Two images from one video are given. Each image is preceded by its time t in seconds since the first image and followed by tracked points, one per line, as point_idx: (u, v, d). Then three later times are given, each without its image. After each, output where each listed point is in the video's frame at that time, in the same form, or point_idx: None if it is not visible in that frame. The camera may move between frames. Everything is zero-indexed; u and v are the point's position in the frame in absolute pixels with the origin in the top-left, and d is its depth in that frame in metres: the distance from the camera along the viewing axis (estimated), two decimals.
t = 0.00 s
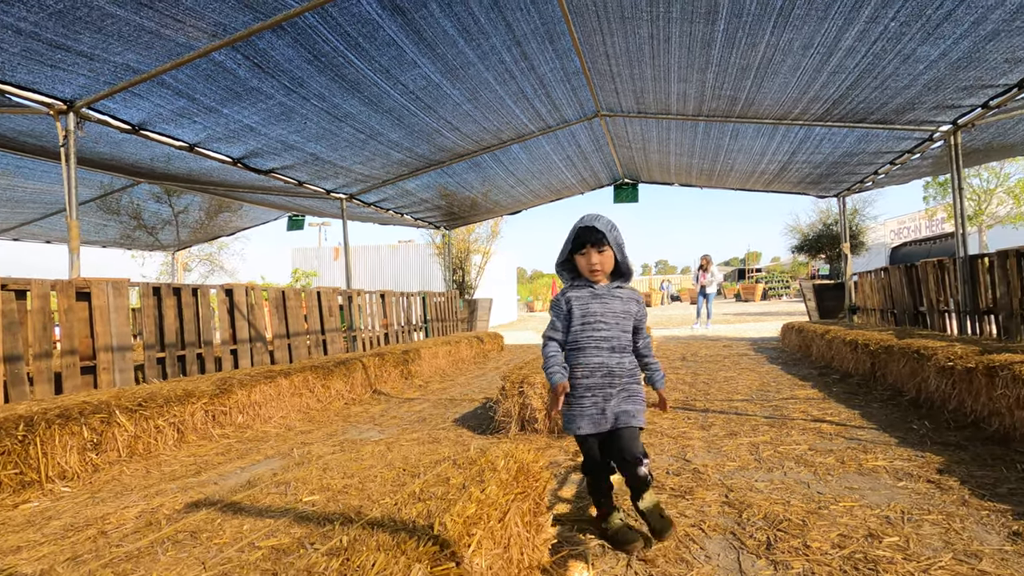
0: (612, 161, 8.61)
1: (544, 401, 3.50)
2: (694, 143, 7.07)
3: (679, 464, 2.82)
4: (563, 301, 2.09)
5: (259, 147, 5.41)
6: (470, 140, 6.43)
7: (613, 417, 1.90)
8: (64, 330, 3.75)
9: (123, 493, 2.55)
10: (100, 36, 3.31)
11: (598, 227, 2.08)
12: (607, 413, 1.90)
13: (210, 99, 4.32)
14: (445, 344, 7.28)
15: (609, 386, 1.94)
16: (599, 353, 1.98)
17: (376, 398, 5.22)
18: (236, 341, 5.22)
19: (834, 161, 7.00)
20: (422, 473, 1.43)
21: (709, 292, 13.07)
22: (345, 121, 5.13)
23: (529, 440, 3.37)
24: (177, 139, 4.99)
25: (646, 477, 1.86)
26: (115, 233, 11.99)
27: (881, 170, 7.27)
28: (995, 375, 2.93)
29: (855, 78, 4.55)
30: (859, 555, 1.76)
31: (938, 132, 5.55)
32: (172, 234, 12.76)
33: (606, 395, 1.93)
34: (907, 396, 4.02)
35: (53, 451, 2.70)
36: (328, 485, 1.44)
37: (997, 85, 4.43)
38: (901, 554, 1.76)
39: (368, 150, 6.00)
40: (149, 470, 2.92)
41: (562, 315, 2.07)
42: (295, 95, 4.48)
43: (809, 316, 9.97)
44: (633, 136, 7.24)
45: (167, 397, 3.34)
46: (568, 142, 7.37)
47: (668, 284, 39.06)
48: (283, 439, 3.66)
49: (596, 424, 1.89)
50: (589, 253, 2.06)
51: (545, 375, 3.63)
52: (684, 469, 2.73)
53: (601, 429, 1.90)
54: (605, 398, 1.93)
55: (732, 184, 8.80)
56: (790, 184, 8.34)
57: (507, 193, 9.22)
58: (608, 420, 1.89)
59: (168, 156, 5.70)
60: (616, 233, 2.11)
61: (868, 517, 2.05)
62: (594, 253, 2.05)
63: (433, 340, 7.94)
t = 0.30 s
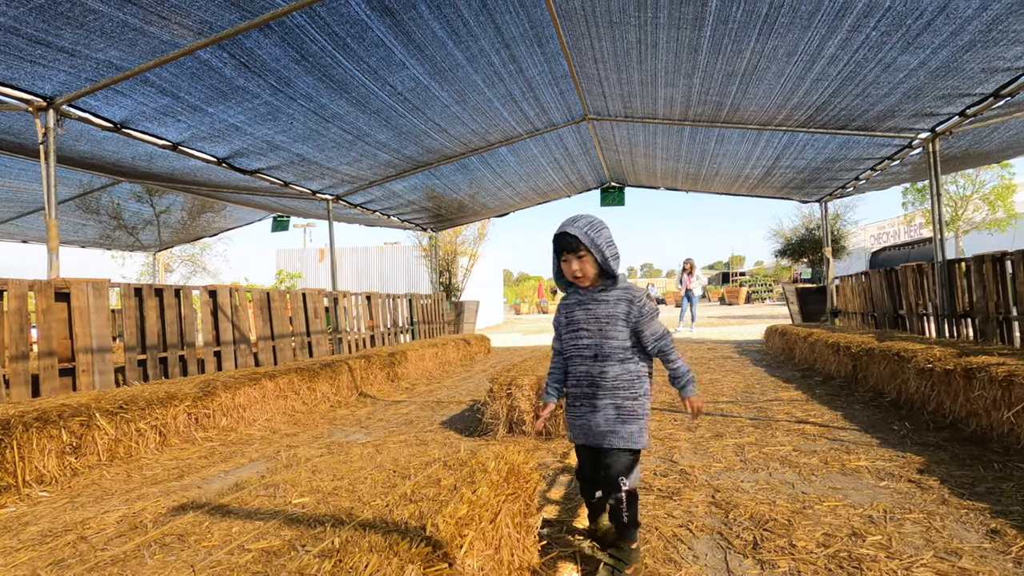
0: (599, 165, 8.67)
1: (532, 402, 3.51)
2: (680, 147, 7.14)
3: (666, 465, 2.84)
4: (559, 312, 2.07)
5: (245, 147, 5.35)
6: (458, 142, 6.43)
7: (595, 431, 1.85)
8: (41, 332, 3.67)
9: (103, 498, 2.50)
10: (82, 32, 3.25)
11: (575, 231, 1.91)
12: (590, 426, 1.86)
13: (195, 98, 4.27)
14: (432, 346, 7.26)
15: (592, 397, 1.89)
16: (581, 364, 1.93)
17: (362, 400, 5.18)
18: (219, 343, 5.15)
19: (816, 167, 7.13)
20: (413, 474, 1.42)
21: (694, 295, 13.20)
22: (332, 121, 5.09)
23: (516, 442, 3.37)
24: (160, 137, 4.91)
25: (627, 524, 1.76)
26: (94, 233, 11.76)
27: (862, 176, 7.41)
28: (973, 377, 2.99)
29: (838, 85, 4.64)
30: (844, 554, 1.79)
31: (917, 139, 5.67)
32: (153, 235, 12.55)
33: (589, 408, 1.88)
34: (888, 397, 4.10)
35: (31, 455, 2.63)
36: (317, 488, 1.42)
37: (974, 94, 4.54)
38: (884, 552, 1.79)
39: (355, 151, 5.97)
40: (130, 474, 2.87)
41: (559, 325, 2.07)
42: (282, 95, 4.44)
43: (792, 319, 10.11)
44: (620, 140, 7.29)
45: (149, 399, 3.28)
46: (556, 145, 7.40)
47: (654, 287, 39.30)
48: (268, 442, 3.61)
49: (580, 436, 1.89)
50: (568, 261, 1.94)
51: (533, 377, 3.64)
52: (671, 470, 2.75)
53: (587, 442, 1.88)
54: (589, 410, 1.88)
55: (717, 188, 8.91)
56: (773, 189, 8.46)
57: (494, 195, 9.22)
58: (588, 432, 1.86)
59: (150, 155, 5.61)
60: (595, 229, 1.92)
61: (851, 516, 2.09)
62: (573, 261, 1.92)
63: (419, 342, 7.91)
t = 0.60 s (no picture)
0: (590, 166, 8.69)
1: (523, 402, 3.50)
2: (671, 149, 7.17)
3: (657, 465, 2.84)
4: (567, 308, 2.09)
5: (234, 145, 5.30)
6: (450, 142, 6.42)
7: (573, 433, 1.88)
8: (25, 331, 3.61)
9: (86, 499, 2.46)
10: (68, 26, 3.21)
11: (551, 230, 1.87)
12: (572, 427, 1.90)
13: (183, 95, 4.22)
14: (423, 347, 7.23)
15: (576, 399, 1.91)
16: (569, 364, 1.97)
17: (352, 400, 5.14)
18: (207, 343, 5.09)
19: (805, 169, 7.19)
20: (404, 473, 1.41)
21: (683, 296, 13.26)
22: (322, 119, 5.06)
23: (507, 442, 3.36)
24: (147, 134, 4.85)
25: (614, 532, 1.75)
26: (80, 231, 11.60)
27: (850, 178, 7.47)
28: (958, 377, 3.02)
29: (827, 88, 4.68)
30: (833, 551, 1.80)
31: (904, 142, 5.73)
32: (140, 234, 12.41)
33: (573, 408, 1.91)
34: (875, 397, 4.14)
35: (12, 456, 2.58)
36: (305, 486, 1.41)
37: (960, 98, 4.60)
38: (872, 549, 1.81)
39: (345, 150, 5.94)
40: (114, 475, 2.82)
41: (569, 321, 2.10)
42: (272, 92, 4.41)
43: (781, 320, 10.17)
44: (611, 141, 7.31)
45: (135, 399, 3.23)
46: (547, 145, 7.40)
47: (644, 288, 39.45)
48: (256, 443, 3.57)
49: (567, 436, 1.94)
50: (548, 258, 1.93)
51: (524, 377, 3.63)
52: (661, 469, 2.76)
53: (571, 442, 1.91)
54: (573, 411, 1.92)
55: (708, 190, 8.96)
56: (763, 191, 8.52)
57: (486, 195, 9.20)
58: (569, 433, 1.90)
59: (137, 152, 5.54)
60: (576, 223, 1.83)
61: (840, 514, 2.10)
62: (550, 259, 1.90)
63: (410, 343, 7.88)
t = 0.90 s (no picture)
0: (586, 167, 8.70)
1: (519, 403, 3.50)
2: (666, 150, 7.19)
3: (653, 465, 2.84)
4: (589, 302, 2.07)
5: (229, 144, 5.28)
6: (446, 143, 6.41)
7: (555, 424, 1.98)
8: (16, 330, 3.57)
9: (78, 498, 2.43)
10: (61, 23, 3.18)
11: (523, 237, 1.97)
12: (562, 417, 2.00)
13: (178, 93, 4.20)
14: (418, 347, 7.21)
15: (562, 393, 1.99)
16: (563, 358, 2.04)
17: (347, 401, 5.12)
18: (201, 343, 5.06)
19: (800, 171, 7.22)
20: (400, 471, 1.41)
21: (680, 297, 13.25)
22: (318, 119, 5.04)
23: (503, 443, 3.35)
24: (141, 133, 4.82)
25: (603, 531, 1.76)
26: (73, 231, 11.52)
27: (844, 181, 7.51)
28: (952, 377, 3.04)
29: (822, 90, 4.70)
30: (829, 550, 1.80)
31: (898, 144, 5.76)
32: (134, 234, 12.34)
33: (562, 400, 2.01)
34: (870, 397, 4.15)
35: (3, 456, 2.55)
36: (301, 484, 1.40)
37: (954, 100, 4.63)
38: (868, 547, 1.81)
39: (341, 149, 5.92)
40: (107, 475, 2.80)
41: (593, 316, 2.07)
42: (268, 91, 4.39)
43: (775, 322, 10.20)
44: (607, 142, 7.33)
45: (128, 399, 3.21)
46: (543, 146, 7.41)
47: (639, 290, 39.54)
48: (250, 443, 3.55)
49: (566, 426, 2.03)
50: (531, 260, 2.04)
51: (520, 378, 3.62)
52: (658, 469, 2.75)
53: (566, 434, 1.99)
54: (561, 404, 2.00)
55: (703, 191, 8.98)
56: (758, 193, 8.55)
57: (482, 196, 9.20)
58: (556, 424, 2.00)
59: (131, 151, 5.51)
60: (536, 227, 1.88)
61: (836, 513, 2.10)
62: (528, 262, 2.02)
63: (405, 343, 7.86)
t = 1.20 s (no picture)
0: (586, 169, 8.70)
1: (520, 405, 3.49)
2: (667, 152, 7.20)
3: (655, 467, 2.84)
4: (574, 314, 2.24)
5: (230, 146, 5.28)
6: (447, 145, 6.41)
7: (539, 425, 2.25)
8: (17, 332, 3.57)
9: (79, 500, 2.43)
10: (63, 25, 3.19)
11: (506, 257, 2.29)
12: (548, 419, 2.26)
13: (179, 95, 4.20)
14: (419, 349, 7.21)
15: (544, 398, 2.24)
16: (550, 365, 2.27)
17: (347, 403, 5.11)
18: (202, 345, 5.06)
19: (800, 173, 7.23)
20: (403, 473, 1.41)
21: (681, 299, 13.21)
22: (319, 120, 5.05)
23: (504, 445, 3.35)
24: (143, 135, 4.83)
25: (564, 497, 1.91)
26: (72, 232, 11.50)
27: (845, 182, 7.52)
28: (953, 378, 3.04)
29: (822, 92, 4.71)
30: (832, 552, 1.80)
31: (898, 147, 5.77)
32: (133, 235, 12.32)
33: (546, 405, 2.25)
34: (871, 400, 4.15)
35: (4, 458, 2.55)
36: (305, 486, 1.40)
37: (954, 103, 4.64)
38: (871, 550, 1.81)
39: (342, 151, 5.93)
40: (108, 477, 2.79)
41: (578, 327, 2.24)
42: (269, 93, 4.39)
43: (775, 323, 10.20)
44: (608, 144, 7.33)
45: (129, 401, 3.21)
46: (544, 148, 7.41)
47: (639, 292, 39.54)
48: (251, 445, 3.54)
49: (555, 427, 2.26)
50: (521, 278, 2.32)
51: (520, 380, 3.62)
52: (660, 471, 2.75)
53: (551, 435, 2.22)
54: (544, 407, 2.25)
55: (703, 193, 8.99)
56: (758, 195, 8.56)
57: (482, 198, 9.20)
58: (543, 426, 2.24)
59: (132, 153, 5.51)
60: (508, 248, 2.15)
61: (838, 516, 2.10)
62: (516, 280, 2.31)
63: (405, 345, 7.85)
